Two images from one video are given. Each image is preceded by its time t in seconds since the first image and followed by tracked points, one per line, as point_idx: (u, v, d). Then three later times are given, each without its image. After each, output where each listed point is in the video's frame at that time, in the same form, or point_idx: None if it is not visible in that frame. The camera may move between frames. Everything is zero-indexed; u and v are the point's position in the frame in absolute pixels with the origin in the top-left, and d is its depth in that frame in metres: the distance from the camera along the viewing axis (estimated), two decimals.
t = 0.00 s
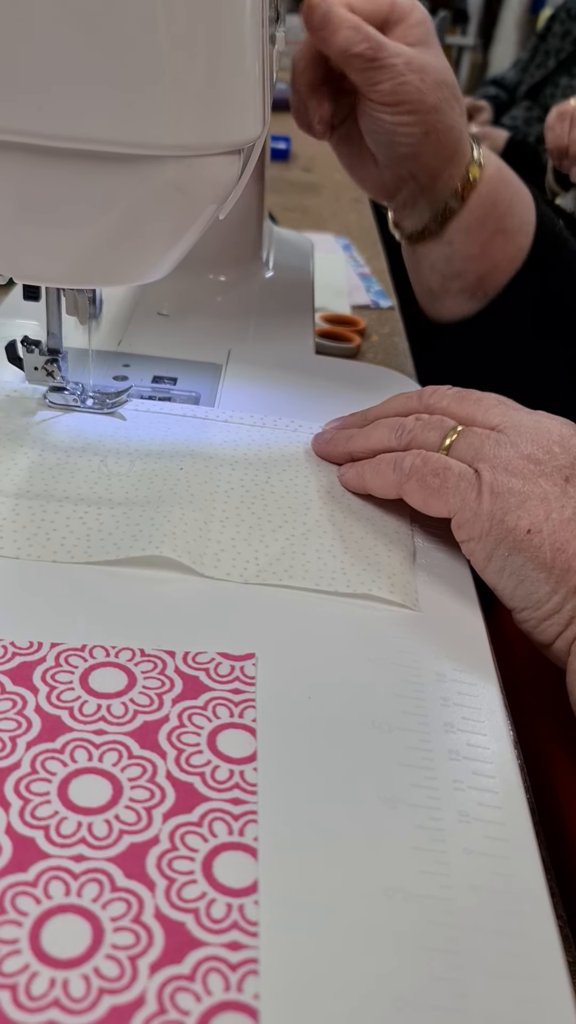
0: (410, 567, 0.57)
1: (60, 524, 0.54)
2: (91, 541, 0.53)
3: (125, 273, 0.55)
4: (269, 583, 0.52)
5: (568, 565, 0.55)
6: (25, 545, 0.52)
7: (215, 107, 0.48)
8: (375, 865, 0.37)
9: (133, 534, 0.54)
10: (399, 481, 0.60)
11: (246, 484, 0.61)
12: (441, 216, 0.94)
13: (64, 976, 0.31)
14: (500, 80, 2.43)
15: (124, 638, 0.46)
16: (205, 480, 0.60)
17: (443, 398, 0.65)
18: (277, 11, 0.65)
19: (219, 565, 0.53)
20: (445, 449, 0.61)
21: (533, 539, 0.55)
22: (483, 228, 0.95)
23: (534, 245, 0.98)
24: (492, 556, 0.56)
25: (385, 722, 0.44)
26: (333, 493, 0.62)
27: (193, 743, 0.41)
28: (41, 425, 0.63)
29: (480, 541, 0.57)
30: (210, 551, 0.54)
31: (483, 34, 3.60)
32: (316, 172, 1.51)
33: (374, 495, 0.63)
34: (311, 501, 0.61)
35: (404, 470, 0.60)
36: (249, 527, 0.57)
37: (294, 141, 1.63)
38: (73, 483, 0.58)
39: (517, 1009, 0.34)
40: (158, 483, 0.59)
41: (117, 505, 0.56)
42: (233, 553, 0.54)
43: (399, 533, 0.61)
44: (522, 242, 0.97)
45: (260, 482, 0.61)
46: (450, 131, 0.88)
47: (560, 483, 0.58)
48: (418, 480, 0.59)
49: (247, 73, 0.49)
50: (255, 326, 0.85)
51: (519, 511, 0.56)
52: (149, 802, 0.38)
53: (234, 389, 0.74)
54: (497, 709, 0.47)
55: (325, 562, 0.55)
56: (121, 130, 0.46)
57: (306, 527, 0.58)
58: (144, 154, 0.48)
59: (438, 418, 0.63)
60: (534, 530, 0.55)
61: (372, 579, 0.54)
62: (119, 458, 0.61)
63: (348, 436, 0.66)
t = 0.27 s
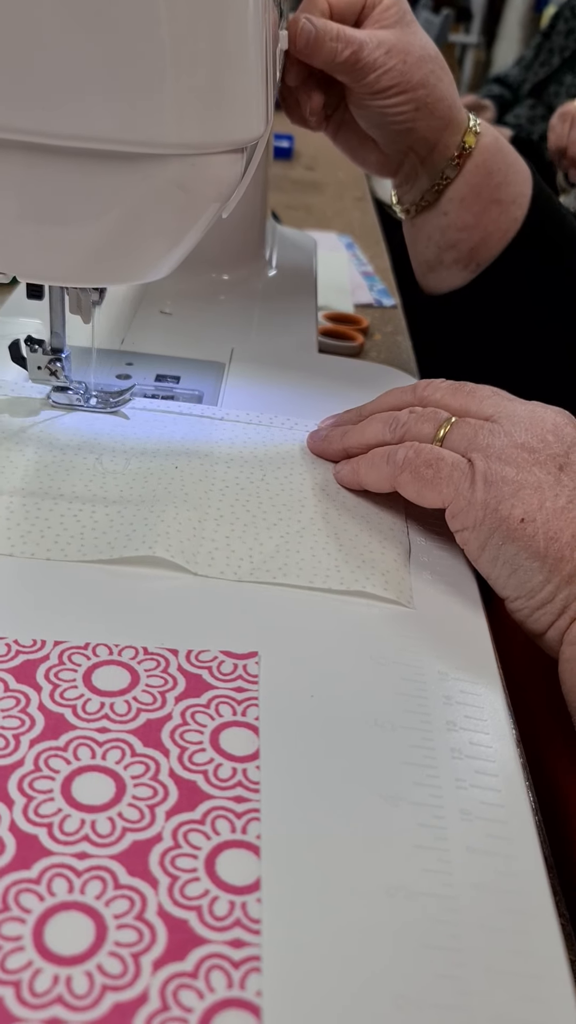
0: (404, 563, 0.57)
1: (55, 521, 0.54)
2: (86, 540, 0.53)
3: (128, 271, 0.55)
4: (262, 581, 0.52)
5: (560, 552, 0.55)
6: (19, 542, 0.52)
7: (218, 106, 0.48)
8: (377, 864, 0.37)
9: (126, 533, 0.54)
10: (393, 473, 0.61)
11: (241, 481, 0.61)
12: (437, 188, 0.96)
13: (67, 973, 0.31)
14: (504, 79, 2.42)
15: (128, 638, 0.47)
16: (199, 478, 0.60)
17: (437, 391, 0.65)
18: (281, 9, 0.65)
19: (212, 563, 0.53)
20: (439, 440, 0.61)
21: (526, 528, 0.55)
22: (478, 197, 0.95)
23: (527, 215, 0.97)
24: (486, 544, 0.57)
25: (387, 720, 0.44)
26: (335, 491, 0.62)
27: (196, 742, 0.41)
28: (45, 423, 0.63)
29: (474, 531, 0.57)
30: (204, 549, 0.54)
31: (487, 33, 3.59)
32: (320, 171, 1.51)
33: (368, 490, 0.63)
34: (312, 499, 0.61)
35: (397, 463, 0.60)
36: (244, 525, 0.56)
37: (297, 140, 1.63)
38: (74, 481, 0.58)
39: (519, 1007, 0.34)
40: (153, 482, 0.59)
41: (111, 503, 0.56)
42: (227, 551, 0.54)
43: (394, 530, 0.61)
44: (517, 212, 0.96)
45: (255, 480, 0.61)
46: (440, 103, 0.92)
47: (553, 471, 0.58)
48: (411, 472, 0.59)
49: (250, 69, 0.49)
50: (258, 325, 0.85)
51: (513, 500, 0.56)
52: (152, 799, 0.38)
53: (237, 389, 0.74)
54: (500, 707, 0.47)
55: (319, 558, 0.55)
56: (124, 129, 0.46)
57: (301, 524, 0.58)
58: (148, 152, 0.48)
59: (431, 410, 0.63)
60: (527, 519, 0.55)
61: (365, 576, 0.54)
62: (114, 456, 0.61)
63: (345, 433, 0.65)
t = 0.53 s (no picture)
0: (401, 562, 0.57)
1: (51, 520, 0.54)
2: (82, 538, 0.53)
3: (136, 271, 0.55)
4: (256, 580, 0.52)
5: (559, 552, 0.55)
6: (15, 541, 0.52)
7: (227, 105, 0.48)
8: (384, 864, 0.37)
9: (122, 531, 0.54)
10: (392, 473, 0.60)
11: (237, 480, 0.61)
12: (447, 184, 0.97)
13: (75, 972, 0.31)
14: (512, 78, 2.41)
15: (135, 637, 0.47)
16: (196, 477, 0.60)
17: (436, 391, 0.65)
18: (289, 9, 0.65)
19: (208, 562, 0.53)
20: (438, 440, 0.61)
21: (524, 528, 0.55)
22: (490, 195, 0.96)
23: (537, 213, 0.97)
24: (485, 545, 0.57)
25: (395, 720, 0.44)
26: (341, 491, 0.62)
27: (204, 742, 0.41)
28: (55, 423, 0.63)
29: (473, 531, 0.57)
30: (199, 547, 0.54)
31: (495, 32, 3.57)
32: (327, 170, 1.51)
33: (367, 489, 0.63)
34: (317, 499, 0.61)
35: (396, 463, 0.60)
36: (239, 524, 0.56)
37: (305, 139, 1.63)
38: (81, 481, 0.58)
39: (525, 1010, 0.34)
40: (149, 478, 0.59)
41: (106, 502, 0.56)
42: (223, 549, 0.54)
43: (390, 528, 0.60)
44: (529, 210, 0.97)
45: (251, 479, 0.61)
46: (448, 97, 0.91)
47: (552, 471, 0.58)
48: (410, 472, 0.59)
49: (259, 67, 0.48)
50: (268, 325, 0.85)
51: (512, 500, 0.56)
52: (160, 799, 0.38)
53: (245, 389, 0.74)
54: (507, 709, 0.47)
55: (314, 557, 0.55)
56: (132, 129, 0.46)
57: (296, 522, 0.58)
58: (157, 152, 0.48)
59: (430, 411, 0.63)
60: (524, 518, 0.55)
61: (360, 574, 0.54)
62: (111, 453, 0.61)
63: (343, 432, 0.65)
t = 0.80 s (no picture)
0: (399, 561, 0.56)
1: (47, 520, 0.54)
2: (76, 536, 0.53)
3: (146, 270, 0.55)
4: (253, 579, 0.52)
5: (560, 549, 0.55)
6: (11, 541, 0.52)
7: (239, 103, 0.47)
8: (395, 870, 0.37)
9: (118, 530, 0.53)
10: (391, 472, 0.59)
11: (234, 480, 0.60)
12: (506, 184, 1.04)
13: (85, 978, 0.31)
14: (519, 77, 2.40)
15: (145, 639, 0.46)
16: (192, 476, 0.60)
17: (436, 387, 0.64)
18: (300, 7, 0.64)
19: (204, 561, 0.52)
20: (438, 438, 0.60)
21: (526, 525, 0.55)
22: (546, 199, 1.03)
23: None
24: (487, 543, 0.56)
25: (407, 724, 0.44)
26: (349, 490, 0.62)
27: (215, 745, 0.40)
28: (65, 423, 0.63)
29: (474, 529, 0.57)
30: (195, 547, 0.53)
31: (504, 31, 3.55)
32: (336, 170, 1.51)
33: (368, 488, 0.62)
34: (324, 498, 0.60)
35: (395, 461, 0.59)
36: (236, 523, 0.56)
37: (313, 140, 1.63)
38: (90, 481, 0.57)
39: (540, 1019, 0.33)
40: (146, 477, 0.58)
41: (102, 501, 0.56)
42: (219, 549, 0.54)
43: (388, 526, 0.59)
44: None
45: (247, 478, 0.60)
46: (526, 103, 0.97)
47: (551, 466, 0.58)
48: (410, 470, 0.58)
49: (272, 67, 0.48)
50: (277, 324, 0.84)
51: (513, 497, 0.56)
52: (171, 803, 0.37)
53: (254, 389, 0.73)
54: (520, 713, 0.47)
55: (311, 556, 0.54)
56: (143, 127, 0.46)
57: (293, 521, 0.57)
58: (168, 150, 0.48)
59: (430, 407, 0.62)
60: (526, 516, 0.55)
61: (357, 574, 0.53)
62: (108, 452, 0.61)
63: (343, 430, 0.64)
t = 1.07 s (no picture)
0: (402, 557, 0.56)
1: (49, 518, 0.53)
2: (77, 534, 0.52)
3: (164, 269, 0.54)
4: (256, 576, 0.51)
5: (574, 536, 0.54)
6: (13, 540, 0.51)
7: (258, 102, 0.47)
8: (414, 876, 0.37)
9: (119, 529, 0.53)
10: (400, 465, 0.59)
11: (237, 478, 0.59)
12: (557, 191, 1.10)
13: (103, 983, 0.31)
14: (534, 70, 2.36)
15: (161, 639, 0.46)
16: (194, 474, 0.59)
17: (441, 384, 0.63)
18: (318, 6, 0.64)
19: (206, 559, 0.52)
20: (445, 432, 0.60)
21: (537, 515, 0.54)
22: None
23: None
24: (499, 536, 0.55)
25: (425, 728, 0.43)
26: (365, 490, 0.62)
27: (232, 748, 0.40)
28: (81, 423, 0.63)
29: (485, 522, 0.56)
30: (197, 544, 0.53)
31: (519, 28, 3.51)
32: (351, 170, 1.50)
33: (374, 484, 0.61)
34: (339, 497, 0.60)
35: (404, 453, 0.58)
36: (239, 520, 0.55)
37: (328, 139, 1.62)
38: (106, 480, 0.57)
39: None
40: (147, 476, 0.58)
41: (104, 499, 0.55)
42: (222, 546, 0.53)
43: (391, 522, 0.59)
44: None
45: (249, 475, 0.60)
46: None
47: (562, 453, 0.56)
48: (418, 462, 0.58)
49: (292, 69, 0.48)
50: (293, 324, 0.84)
51: (523, 487, 0.55)
52: (188, 806, 0.37)
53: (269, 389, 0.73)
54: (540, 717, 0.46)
55: (314, 552, 0.54)
56: (161, 126, 0.46)
57: (296, 518, 0.56)
58: (187, 149, 0.47)
59: (436, 403, 0.62)
60: (537, 505, 0.54)
61: (360, 571, 0.53)
62: (109, 451, 0.60)
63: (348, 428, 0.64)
